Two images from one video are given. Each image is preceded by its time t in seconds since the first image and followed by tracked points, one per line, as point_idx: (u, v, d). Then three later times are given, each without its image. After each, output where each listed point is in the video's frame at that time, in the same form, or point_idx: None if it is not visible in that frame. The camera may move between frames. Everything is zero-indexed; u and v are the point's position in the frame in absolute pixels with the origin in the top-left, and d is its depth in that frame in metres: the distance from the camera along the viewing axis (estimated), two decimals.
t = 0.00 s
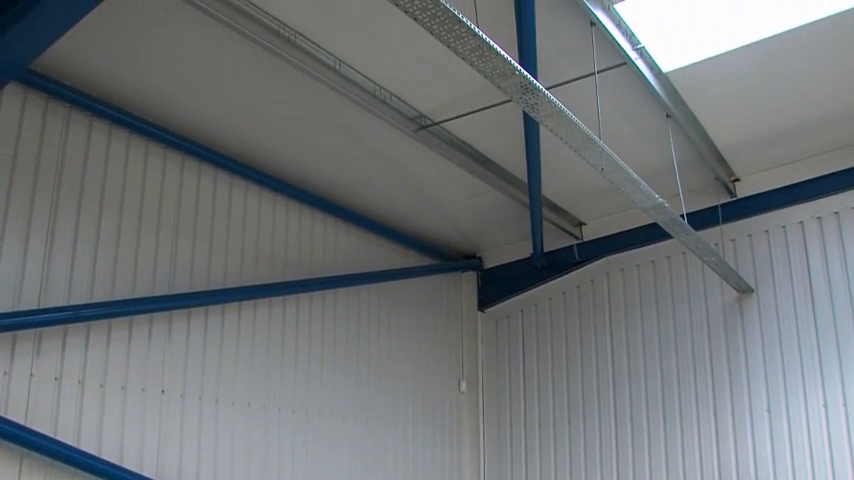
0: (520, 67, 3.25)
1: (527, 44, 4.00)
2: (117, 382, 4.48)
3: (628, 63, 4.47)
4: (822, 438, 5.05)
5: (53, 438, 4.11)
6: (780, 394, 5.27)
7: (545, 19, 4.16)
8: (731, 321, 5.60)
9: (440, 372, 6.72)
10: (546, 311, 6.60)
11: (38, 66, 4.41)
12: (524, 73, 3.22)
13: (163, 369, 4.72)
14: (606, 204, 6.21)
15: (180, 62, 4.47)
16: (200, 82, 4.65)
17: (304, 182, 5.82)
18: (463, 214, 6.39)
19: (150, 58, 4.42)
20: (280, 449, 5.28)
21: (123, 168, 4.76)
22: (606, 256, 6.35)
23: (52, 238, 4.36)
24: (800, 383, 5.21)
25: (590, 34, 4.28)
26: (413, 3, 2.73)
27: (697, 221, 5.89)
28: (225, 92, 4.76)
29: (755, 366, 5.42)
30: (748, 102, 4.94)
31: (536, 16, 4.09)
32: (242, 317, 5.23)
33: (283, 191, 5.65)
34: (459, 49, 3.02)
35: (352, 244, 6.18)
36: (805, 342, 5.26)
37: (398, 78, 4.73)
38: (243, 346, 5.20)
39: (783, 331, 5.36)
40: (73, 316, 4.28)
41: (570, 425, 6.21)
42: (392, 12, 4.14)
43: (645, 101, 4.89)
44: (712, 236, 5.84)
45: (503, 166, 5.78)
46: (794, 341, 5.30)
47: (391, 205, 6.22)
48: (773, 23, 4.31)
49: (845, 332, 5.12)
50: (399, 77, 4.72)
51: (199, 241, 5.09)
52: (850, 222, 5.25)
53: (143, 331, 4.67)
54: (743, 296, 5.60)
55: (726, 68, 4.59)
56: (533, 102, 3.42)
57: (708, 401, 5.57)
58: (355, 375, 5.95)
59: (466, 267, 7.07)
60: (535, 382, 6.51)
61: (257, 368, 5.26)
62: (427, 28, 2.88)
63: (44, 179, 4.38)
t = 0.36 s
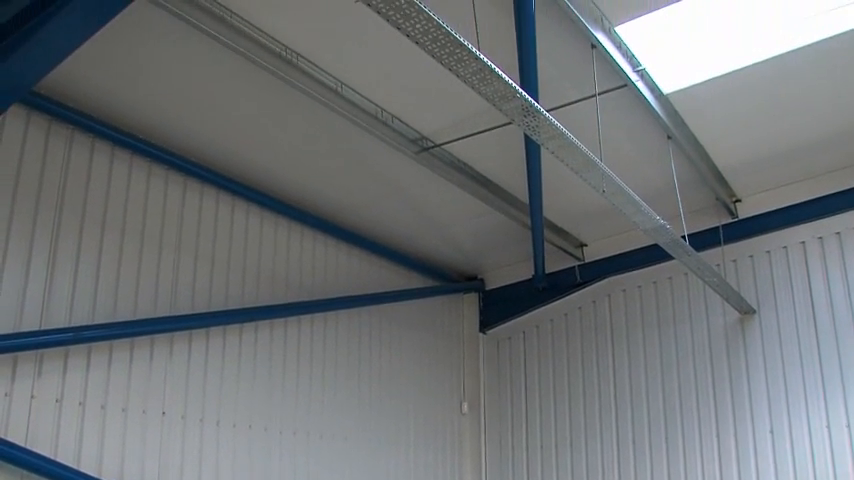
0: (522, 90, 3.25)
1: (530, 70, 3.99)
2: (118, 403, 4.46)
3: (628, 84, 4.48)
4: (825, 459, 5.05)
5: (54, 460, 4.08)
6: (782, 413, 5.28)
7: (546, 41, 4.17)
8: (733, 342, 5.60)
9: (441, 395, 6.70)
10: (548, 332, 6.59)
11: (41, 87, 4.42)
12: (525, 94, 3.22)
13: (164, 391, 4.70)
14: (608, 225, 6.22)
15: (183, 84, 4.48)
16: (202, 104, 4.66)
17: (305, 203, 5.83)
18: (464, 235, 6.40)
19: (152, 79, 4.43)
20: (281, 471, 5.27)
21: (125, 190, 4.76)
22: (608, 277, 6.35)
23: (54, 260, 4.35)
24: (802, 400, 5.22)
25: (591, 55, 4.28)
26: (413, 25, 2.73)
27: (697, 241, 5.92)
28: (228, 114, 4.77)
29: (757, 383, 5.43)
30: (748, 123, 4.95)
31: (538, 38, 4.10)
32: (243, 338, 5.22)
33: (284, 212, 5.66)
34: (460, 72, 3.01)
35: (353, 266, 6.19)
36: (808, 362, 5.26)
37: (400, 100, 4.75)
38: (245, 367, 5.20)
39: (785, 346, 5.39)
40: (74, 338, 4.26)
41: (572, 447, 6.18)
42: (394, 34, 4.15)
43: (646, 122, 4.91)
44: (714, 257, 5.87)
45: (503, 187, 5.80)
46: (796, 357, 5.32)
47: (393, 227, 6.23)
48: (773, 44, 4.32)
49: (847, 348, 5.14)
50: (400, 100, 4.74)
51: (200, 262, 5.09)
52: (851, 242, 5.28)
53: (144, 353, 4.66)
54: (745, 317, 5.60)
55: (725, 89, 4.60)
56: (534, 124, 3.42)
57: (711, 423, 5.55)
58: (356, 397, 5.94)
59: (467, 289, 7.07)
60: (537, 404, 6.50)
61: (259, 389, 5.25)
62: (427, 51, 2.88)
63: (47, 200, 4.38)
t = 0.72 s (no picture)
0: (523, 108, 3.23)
1: (531, 89, 3.99)
2: (118, 422, 4.44)
3: (629, 102, 4.48)
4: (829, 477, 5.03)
5: None
6: (785, 429, 5.27)
7: (547, 59, 4.18)
8: (734, 360, 5.60)
9: (442, 413, 6.69)
10: (549, 350, 6.59)
11: (43, 105, 4.42)
12: (527, 113, 3.20)
13: (164, 409, 4.68)
14: (608, 243, 6.23)
15: (183, 102, 4.49)
16: (204, 123, 4.67)
17: (306, 221, 5.84)
18: (465, 253, 6.40)
19: (154, 97, 4.44)
20: None
21: (127, 207, 4.76)
22: (609, 294, 6.36)
23: (54, 278, 4.33)
24: (805, 418, 5.21)
25: (591, 73, 4.29)
26: (414, 44, 2.73)
27: (698, 258, 5.96)
28: (229, 133, 4.78)
29: (759, 398, 5.43)
30: (748, 140, 4.97)
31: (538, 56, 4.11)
32: (244, 356, 5.22)
33: (285, 230, 5.67)
34: (460, 91, 3.00)
35: (353, 283, 6.19)
36: (810, 380, 5.25)
37: (402, 118, 4.75)
38: (246, 384, 5.19)
39: (787, 359, 5.39)
40: (74, 355, 4.20)
41: (574, 465, 6.16)
42: (395, 53, 4.16)
43: (646, 140, 4.92)
44: (715, 274, 5.90)
45: (503, 205, 5.81)
46: (798, 371, 5.32)
47: (393, 245, 6.24)
48: (773, 60, 4.33)
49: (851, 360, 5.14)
50: (402, 118, 4.75)
51: (201, 280, 5.09)
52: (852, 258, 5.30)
53: (145, 371, 4.64)
54: (746, 334, 5.61)
55: (726, 106, 4.61)
56: (535, 143, 3.41)
57: (713, 441, 5.54)
58: (357, 415, 5.94)
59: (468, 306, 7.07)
60: (538, 423, 6.48)
61: (259, 407, 5.24)
62: (427, 70, 2.87)
63: (49, 216, 4.37)
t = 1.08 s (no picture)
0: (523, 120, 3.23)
1: (530, 102, 4.00)
2: (118, 433, 4.44)
3: (629, 114, 4.49)
4: None
5: None
6: (785, 439, 5.27)
7: (546, 71, 4.19)
8: (734, 370, 5.60)
9: (442, 425, 6.68)
10: (549, 361, 6.59)
11: (44, 117, 4.42)
12: (527, 125, 3.20)
13: (163, 420, 4.68)
14: (608, 254, 6.24)
15: (184, 114, 4.50)
16: (204, 134, 4.67)
17: (306, 232, 5.84)
18: (465, 264, 6.40)
19: (154, 109, 4.44)
20: None
21: (127, 218, 4.76)
22: (608, 305, 6.36)
23: (54, 288, 4.32)
24: (805, 428, 5.21)
25: (591, 85, 4.30)
26: (414, 56, 2.73)
27: (698, 269, 5.97)
28: (229, 144, 4.79)
29: (759, 408, 5.43)
30: (747, 152, 4.98)
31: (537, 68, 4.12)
32: (244, 366, 5.22)
33: (285, 241, 5.67)
34: (460, 103, 3.00)
35: (353, 295, 6.19)
36: (810, 390, 5.26)
37: (402, 130, 4.76)
38: (246, 394, 5.19)
39: (787, 370, 5.40)
40: (73, 366, 4.20)
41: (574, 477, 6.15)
42: (395, 65, 4.17)
43: (646, 151, 4.93)
44: (715, 284, 5.91)
45: (503, 216, 5.82)
46: (798, 382, 5.32)
47: (393, 256, 6.25)
48: (773, 71, 4.35)
49: (851, 371, 5.15)
50: (402, 130, 4.76)
51: (201, 291, 5.09)
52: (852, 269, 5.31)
53: (144, 382, 4.63)
54: (746, 345, 5.61)
55: (725, 118, 4.63)
56: (535, 154, 3.41)
57: (713, 452, 5.53)
58: (357, 426, 5.93)
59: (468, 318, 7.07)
60: (538, 434, 6.48)
61: (259, 418, 5.23)
62: (427, 82, 2.87)
63: (49, 227, 4.37)
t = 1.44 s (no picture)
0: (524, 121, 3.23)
1: (530, 102, 4.00)
2: (118, 433, 4.44)
3: (629, 114, 4.49)
4: None
5: None
6: (785, 439, 5.27)
7: (546, 71, 4.19)
8: (734, 371, 5.60)
9: (442, 425, 6.68)
10: (549, 361, 6.59)
11: (44, 117, 4.42)
12: (527, 126, 3.20)
13: (163, 420, 4.68)
14: (608, 254, 6.24)
15: (183, 115, 4.49)
16: (204, 134, 4.67)
17: (306, 232, 5.84)
18: (465, 264, 6.40)
19: (153, 110, 4.44)
20: None
21: (126, 218, 4.76)
22: (608, 306, 6.36)
23: (55, 289, 4.33)
24: (806, 429, 5.21)
25: (591, 86, 4.30)
26: (414, 56, 2.73)
27: (699, 270, 5.97)
28: (229, 145, 4.79)
29: (759, 409, 5.44)
30: (748, 152, 4.98)
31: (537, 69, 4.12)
32: (244, 366, 5.21)
33: (286, 241, 5.67)
34: (460, 104, 3.00)
35: (353, 295, 6.19)
36: (810, 391, 5.26)
37: (402, 130, 4.76)
38: (246, 395, 5.19)
39: (787, 370, 5.40)
40: (73, 367, 4.19)
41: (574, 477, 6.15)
42: (395, 65, 4.17)
43: (646, 152, 4.93)
44: (715, 285, 5.91)
45: (503, 217, 5.82)
46: (798, 383, 5.33)
47: (393, 256, 6.25)
48: (773, 72, 4.34)
49: (851, 371, 5.15)
50: (402, 130, 4.76)
51: (201, 291, 5.09)
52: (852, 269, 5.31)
53: (144, 382, 4.63)
54: (746, 346, 5.61)
55: (725, 118, 4.63)
56: (535, 155, 3.41)
57: (713, 452, 5.53)
58: (357, 425, 5.94)
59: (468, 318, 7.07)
60: (538, 434, 6.48)
61: (259, 418, 5.23)
62: (427, 83, 2.87)
63: (49, 228, 4.37)
